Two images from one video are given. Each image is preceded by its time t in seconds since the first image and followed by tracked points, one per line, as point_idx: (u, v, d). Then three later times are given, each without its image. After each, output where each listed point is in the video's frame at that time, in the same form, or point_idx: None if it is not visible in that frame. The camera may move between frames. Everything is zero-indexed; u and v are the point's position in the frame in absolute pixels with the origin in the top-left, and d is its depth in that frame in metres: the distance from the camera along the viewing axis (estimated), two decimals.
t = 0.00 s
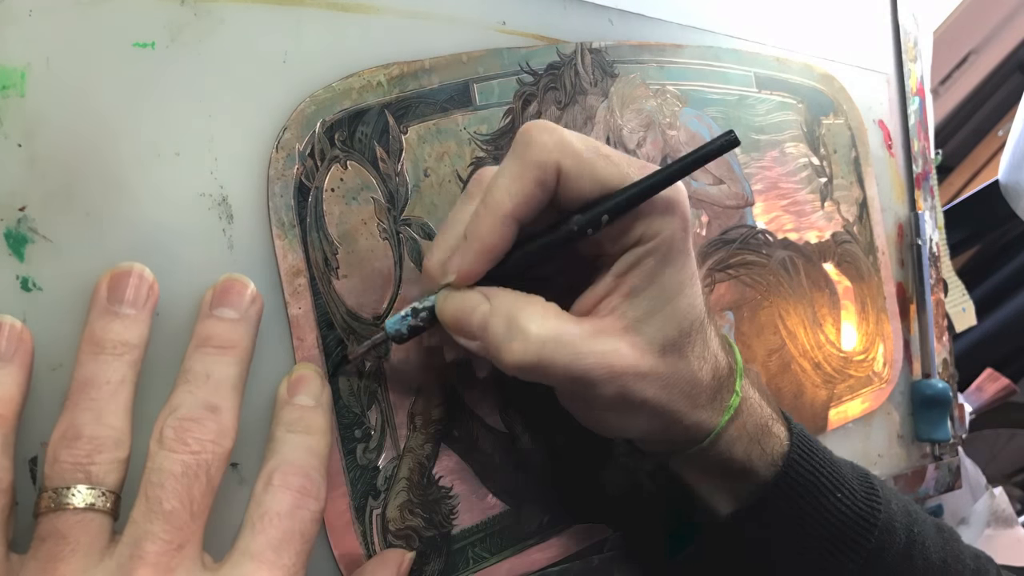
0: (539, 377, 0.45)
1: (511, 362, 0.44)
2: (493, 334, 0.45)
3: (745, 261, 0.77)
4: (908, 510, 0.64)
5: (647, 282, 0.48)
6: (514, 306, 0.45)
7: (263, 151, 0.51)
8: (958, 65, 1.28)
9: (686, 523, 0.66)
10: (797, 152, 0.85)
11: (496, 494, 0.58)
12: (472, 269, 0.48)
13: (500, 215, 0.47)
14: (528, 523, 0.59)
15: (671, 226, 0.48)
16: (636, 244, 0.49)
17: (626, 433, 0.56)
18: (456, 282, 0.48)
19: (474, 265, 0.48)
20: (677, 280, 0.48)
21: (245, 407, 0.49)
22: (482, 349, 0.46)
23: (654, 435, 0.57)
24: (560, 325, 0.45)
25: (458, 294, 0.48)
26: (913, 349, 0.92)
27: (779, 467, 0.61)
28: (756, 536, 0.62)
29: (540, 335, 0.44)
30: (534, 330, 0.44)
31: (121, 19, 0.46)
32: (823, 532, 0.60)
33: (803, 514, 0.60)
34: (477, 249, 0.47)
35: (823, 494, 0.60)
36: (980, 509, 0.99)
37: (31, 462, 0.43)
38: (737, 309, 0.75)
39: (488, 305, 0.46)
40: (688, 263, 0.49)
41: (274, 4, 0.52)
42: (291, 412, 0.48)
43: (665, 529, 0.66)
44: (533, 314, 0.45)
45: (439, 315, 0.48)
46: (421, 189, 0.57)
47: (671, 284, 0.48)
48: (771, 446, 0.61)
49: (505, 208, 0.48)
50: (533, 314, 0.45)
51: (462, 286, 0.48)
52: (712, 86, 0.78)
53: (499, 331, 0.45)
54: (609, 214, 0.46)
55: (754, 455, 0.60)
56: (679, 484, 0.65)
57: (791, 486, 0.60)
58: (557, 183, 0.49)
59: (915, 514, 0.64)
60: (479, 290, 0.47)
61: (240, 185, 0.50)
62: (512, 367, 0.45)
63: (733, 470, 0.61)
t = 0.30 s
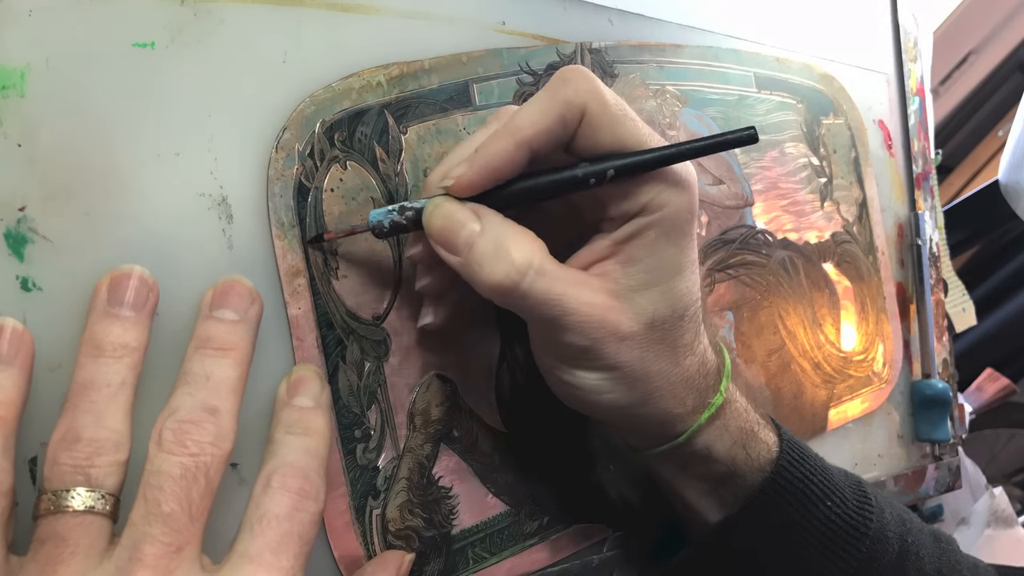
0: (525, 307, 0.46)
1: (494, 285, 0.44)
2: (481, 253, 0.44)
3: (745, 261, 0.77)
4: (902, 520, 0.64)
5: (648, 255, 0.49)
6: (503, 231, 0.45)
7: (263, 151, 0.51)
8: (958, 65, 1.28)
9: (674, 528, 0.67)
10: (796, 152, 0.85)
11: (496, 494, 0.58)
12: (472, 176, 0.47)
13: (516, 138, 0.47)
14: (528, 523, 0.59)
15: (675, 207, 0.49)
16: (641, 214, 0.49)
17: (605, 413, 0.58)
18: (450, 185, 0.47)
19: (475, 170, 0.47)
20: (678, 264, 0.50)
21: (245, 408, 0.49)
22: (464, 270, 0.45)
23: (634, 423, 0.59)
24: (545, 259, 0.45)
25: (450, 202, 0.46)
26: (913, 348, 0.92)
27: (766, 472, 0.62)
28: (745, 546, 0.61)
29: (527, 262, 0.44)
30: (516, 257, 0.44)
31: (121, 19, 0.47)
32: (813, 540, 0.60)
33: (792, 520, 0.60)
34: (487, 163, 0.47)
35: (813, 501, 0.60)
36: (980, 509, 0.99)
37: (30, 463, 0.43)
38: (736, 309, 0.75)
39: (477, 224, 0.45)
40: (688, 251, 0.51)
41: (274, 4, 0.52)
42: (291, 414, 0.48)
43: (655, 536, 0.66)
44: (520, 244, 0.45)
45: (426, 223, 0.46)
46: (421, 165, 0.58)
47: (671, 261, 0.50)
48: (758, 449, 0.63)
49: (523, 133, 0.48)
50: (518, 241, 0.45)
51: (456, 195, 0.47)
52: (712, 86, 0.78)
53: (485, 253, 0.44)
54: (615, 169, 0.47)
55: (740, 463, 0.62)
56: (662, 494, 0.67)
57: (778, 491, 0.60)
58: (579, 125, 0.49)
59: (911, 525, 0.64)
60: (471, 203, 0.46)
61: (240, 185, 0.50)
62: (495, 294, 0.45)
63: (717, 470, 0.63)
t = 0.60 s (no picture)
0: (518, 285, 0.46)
1: (488, 262, 0.44)
2: (477, 231, 0.44)
3: (745, 261, 0.77)
4: (899, 525, 0.64)
5: (645, 250, 0.49)
6: (501, 210, 0.45)
7: (263, 151, 0.51)
8: (958, 65, 1.28)
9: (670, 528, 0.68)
10: (796, 152, 0.85)
11: (496, 494, 0.58)
12: (473, 151, 0.47)
13: (521, 120, 0.48)
14: (528, 523, 0.59)
15: (673, 203, 0.49)
16: (643, 206, 0.49)
17: (595, 407, 0.56)
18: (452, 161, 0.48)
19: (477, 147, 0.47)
20: (675, 262, 0.50)
21: (245, 408, 0.49)
22: (460, 246, 0.45)
23: (625, 420, 0.57)
24: (541, 241, 0.45)
25: (449, 176, 0.46)
26: (913, 348, 0.92)
27: (762, 475, 0.62)
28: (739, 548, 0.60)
29: (520, 242, 0.44)
30: (513, 235, 0.44)
31: (121, 20, 0.47)
32: (811, 546, 0.60)
33: (789, 525, 0.60)
34: (491, 141, 0.47)
35: (810, 506, 0.60)
36: (980, 509, 0.99)
37: (30, 463, 0.43)
38: (736, 308, 0.75)
39: (475, 201, 0.45)
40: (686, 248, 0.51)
41: (274, 4, 0.52)
42: (290, 414, 0.48)
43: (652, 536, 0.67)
44: (518, 223, 0.45)
45: (424, 199, 0.46)
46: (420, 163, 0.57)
47: (666, 258, 0.49)
48: (754, 454, 0.62)
49: (530, 115, 0.48)
50: (516, 220, 0.45)
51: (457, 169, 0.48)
52: (712, 86, 0.78)
53: (481, 232, 0.44)
54: (617, 159, 0.47)
55: (735, 465, 0.61)
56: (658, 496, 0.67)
57: (773, 495, 0.60)
58: (586, 111, 0.49)
59: (908, 531, 0.64)
60: (472, 179, 0.47)
61: (240, 185, 0.50)
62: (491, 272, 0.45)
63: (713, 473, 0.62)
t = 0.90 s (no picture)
0: (521, 190, 0.47)
1: (501, 162, 0.45)
2: (495, 135, 0.45)
3: (745, 261, 0.77)
4: (880, 500, 0.62)
5: (651, 178, 0.51)
6: (517, 119, 0.46)
7: (263, 151, 0.51)
8: (959, 65, 1.28)
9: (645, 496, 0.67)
10: (796, 152, 0.85)
11: (496, 494, 0.58)
12: (495, 74, 0.49)
13: (542, 43, 0.50)
14: (528, 523, 0.59)
15: (683, 133, 0.51)
16: (652, 136, 0.51)
17: (586, 337, 0.57)
18: (471, 82, 0.49)
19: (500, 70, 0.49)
20: (679, 193, 0.52)
21: (245, 408, 0.49)
22: (475, 155, 0.46)
23: (616, 359, 0.57)
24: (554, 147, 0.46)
25: (471, 95, 0.48)
26: (914, 349, 0.92)
27: (747, 429, 0.60)
28: (710, 518, 0.58)
29: (534, 147, 0.45)
30: (528, 138, 0.45)
31: (121, 20, 0.47)
32: (793, 507, 0.57)
33: (771, 484, 0.58)
34: (512, 63, 0.49)
35: (792, 466, 0.58)
36: (980, 509, 0.99)
37: (30, 463, 0.43)
38: (737, 308, 0.75)
39: (493, 113, 0.46)
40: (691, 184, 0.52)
41: (274, 4, 0.52)
42: (291, 414, 0.48)
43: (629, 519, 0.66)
44: (533, 127, 0.46)
45: (444, 117, 0.47)
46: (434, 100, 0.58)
47: (672, 187, 0.51)
48: (740, 405, 0.61)
49: (551, 39, 0.50)
50: (531, 126, 0.46)
51: (477, 90, 0.49)
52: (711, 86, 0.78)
53: (498, 135, 0.45)
54: (634, 86, 0.49)
55: (719, 417, 0.61)
56: (642, 462, 0.67)
57: (757, 451, 0.58)
58: (601, 40, 0.51)
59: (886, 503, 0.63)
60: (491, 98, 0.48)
61: (240, 185, 0.50)
62: (504, 175, 0.46)
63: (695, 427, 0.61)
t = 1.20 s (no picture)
0: (506, 255, 0.45)
1: (486, 229, 0.44)
2: (479, 198, 0.44)
3: (745, 261, 0.77)
4: (858, 557, 0.63)
5: (642, 242, 0.49)
6: (505, 179, 0.45)
7: (263, 150, 0.51)
8: (959, 65, 1.28)
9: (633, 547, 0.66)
10: (796, 152, 0.85)
11: (496, 494, 0.58)
12: (490, 131, 0.49)
13: (538, 101, 0.50)
14: (528, 523, 0.59)
15: (680, 200, 0.49)
16: (649, 200, 0.49)
17: (566, 392, 0.56)
18: (466, 138, 0.49)
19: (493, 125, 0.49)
20: (669, 260, 0.50)
21: (245, 408, 0.49)
22: (461, 215, 0.45)
23: (597, 417, 0.57)
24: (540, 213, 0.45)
25: (464, 152, 0.47)
26: (914, 349, 0.92)
27: (727, 489, 0.60)
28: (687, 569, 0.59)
29: (518, 212, 0.43)
30: (513, 203, 0.43)
31: (121, 19, 0.46)
32: (772, 564, 0.58)
33: (751, 543, 0.58)
34: (506, 119, 0.49)
35: (772, 524, 0.59)
36: (980, 509, 0.99)
37: (30, 463, 0.43)
38: (737, 309, 0.75)
39: (481, 172, 0.45)
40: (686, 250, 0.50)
41: (274, 4, 0.52)
42: (291, 414, 0.48)
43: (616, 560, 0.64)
44: (520, 191, 0.44)
45: (436, 170, 0.47)
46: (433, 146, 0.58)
47: (663, 255, 0.49)
48: (721, 466, 0.60)
49: (548, 98, 0.50)
50: (519, 189, 0.44)
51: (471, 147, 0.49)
52: (711, 86, 0.78)
53: (484, 197, 0.44)
54: (631, 150, 0.48)
55: (699, 484, 0.60)
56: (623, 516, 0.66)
57: (737, 511, 0.58)
58: (603, 98, 0.51)
59: (867, 563, 0.63)
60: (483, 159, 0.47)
61: (240, 185, 0.50)
62: (488, 239, 0.44)
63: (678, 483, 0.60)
